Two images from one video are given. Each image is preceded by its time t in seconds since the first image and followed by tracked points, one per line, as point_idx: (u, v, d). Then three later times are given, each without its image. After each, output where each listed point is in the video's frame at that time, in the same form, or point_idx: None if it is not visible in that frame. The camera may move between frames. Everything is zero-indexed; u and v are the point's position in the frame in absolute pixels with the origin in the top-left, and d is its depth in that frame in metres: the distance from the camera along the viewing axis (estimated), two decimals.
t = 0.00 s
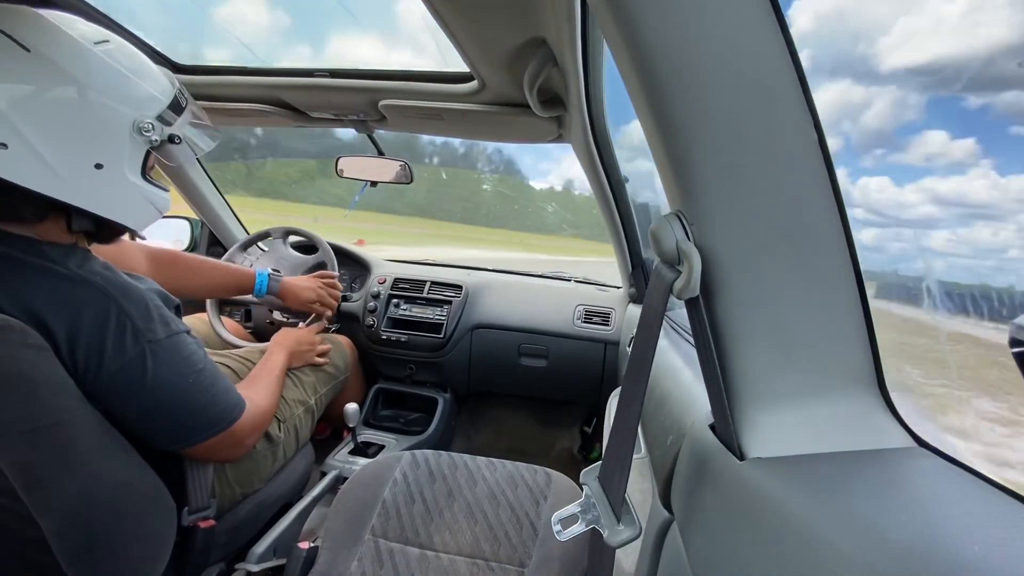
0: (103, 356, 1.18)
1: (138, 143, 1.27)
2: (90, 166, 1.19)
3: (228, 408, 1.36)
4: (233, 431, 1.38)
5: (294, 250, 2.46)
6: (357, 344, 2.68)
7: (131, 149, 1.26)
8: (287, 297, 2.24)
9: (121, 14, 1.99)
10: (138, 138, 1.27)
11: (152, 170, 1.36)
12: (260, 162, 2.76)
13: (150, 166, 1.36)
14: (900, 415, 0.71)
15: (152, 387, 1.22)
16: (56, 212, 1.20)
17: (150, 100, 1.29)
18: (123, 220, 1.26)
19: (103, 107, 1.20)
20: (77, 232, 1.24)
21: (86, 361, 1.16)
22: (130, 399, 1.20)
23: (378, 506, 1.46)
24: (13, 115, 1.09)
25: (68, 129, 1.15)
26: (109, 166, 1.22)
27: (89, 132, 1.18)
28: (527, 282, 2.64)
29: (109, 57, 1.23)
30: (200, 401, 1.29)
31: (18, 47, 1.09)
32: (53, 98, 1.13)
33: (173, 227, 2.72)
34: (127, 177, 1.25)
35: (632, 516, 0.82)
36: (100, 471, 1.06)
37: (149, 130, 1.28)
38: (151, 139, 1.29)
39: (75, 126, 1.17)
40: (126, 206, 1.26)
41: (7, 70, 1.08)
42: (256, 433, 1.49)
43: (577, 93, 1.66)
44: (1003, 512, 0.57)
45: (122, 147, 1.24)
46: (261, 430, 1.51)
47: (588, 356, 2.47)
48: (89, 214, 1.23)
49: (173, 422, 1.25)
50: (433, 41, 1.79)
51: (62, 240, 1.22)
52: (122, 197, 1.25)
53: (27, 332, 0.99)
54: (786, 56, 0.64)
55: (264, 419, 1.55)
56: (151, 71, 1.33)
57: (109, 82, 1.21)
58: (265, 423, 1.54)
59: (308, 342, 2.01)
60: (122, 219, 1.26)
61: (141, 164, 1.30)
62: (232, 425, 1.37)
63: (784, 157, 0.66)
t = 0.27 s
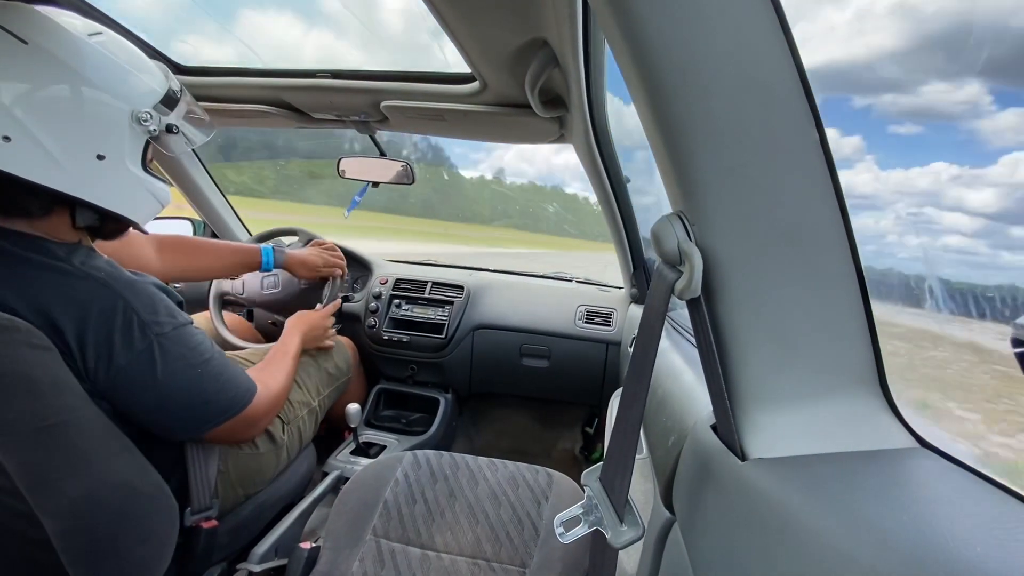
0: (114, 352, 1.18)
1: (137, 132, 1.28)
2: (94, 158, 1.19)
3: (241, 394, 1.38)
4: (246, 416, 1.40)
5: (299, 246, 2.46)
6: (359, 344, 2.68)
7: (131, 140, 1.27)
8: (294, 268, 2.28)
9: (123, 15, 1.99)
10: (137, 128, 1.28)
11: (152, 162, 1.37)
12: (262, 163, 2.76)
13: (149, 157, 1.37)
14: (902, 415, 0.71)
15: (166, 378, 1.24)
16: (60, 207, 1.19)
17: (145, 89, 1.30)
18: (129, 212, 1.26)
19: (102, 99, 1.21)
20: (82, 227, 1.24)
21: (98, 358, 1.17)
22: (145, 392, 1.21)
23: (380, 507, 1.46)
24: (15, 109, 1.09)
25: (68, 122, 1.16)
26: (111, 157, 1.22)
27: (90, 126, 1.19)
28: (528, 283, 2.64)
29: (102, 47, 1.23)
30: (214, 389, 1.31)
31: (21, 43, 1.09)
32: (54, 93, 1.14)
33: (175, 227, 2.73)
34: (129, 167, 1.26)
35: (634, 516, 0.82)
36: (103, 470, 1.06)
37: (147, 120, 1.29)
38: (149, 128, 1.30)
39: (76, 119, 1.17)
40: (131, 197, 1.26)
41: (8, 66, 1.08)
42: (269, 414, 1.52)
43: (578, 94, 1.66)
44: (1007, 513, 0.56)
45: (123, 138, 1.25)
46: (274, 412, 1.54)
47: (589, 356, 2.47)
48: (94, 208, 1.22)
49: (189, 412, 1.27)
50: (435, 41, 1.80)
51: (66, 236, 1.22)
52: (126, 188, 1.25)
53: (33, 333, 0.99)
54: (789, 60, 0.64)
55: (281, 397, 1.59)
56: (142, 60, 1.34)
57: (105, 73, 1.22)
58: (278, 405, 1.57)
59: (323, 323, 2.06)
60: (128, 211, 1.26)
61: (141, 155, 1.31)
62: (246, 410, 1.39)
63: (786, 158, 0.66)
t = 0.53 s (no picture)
0: (134, 342, 1.21)
1: (140, 129, 1.29)
2: (98, 155, 1.20)
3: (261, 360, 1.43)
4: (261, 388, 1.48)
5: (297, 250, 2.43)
6: (362, 346, 2.69)
7: (134, 136, 1.28)
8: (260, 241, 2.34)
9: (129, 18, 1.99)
10: (140, 125, 1.29)
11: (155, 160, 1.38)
12: (266, 164, 2.77)
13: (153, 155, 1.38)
14: (906, 417, 0.71)
15: (187, 358, 1.27)
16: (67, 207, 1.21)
17: (149, 88, 1.31)
18: (131, 211, 1.27)
19: (107, 98, 1.22)
20: (89, 227, 1.25)
21: (120, 356, 1.20)
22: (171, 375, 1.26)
23: (382, 508, 1.46)
24: (20, 110, 1.09)
25: (73, 121, 1.16)
26: (114, 155, 1.23)
27: (94, 125, 1.20)
28: (531, 284, 2.64)
29: (105, 46, 1.24)
30: (235, 360, 1.36)
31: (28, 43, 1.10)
32: (60, 94, 1.14)
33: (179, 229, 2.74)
34: (131, 164, 1.27)
35: (639, 519, 0.81)
36: (107, 470, 1.07)
37: (150, 117, 1.30)
38: (151, 125, 1.31)
39: (81, 118, 1.17)
40: (135, 195, 1.27)
41: (13, 65, 1.09)
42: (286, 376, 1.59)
43: (582, 95, 1.66)
44: (1012, 515, 0.56)
45: (125, 135, 1.26)
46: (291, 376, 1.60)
47: (592, 358, 2.47)
48: (102, 207, 1.23)
49: (218, 387, 1.32)
50: (439, 43, 1.80)
51: (70, 236, 1.23)
52: (129, 185, 1.26)
53: (40, 333, 0.98)
54: (793, 62, 0.64)
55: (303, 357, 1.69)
56: (146, 59, 1.35)
57: (109, 71, 1.23)
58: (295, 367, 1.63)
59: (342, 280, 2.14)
60: (130, 209, 1.27)
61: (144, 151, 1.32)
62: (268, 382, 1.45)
63: (789, 158, 0.65)
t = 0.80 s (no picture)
0: (156, 322, 1.30)
1: (128, 125, 1.33)
2: (83, 151, 1.24)
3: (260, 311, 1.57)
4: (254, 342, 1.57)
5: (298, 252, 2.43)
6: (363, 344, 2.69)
7: (121, 132, 1.32)
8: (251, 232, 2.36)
9: (131, 17, 2.00)
10: (127, 120, 1.32)
11: (145, 156, 1.42)
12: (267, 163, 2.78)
13: (144, 152, 1.42)
14: (906, 416, 0.71)
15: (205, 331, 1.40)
16: (64, 203, 1.23)
17: (139, 85, 1.34)
18: (116, 207, 1.32)
19: (93, 96, 1.25)
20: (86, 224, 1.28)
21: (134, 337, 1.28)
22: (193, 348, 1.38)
23: (382, 506, 1.46)
24: (9, 105, 1.13)
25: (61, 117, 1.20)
26: (99, 151, 1.27)
27: (81, 121, 1.24)
28: (532, 283, 2.65)
29: (98, 44, 1.28)
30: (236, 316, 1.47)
31: (20, 45, 1.14)
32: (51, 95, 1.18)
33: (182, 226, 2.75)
34: (117, 160, 1.31)
35: (642, 518, 0.81)
36: (111, 468, 1.07)
37: (137, 113, 1.33)
38: (139, 121, 1.35)
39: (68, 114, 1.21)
40: (119, 191, 1.31)
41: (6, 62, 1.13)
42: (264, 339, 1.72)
43: (584, 95, 1.66)
44: (1010, 515, 0.56)
45: (111, 132, 1.29)
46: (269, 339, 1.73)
47: (592, 357, 2.47)
48: (95, 205, 1.27)
49: (223, 349, 1.45)
50: (441, 42, 1.80)
51: (72, 231, 1.25)
52: (115, 180, 1.30)
53: (45, 331, 0.97)
54: (796, 61, 0.64)
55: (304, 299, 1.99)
56: (143, 57, 1.38)
57: (97, 69, 1.26)
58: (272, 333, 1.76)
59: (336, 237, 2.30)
60: (115, 204, 1.31)
61: (133, 147, 1.36)
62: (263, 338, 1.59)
63: (791, 157, 0.66)
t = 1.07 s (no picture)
0: (150, 317, 1.30)
1: (109, 116, 1.32)
2: (63, 144, 1.23)
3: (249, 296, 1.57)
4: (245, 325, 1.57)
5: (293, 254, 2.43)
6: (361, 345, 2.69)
7: (102, 124, 1.31)
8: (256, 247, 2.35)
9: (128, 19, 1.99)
10: (107, 111, 1.32)
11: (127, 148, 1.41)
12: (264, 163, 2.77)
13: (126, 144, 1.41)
14: (902, 416, 0.71)
15: (197, 324, 1.39)
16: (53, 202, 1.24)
17: (118, 76, 1.34)
18: (100, 200, 1.31)
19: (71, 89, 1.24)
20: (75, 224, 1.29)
21: (130, 333, 1.28)
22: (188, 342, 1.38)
23: (379, 507, 1.46)
24: None
25: (42, 110, 1.19)
26: (80, 144, 1.26)
27: (62, 115, 1.23)
28: (529, 283, 2.65)
29: (77, 37, 1.27)
30: (229, 303, 1.47)
31: (4, 43, 1.14)
32: (35, 92, 1.18)
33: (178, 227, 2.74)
34: (99, 153, 1.30)
35: (641, 518, 0.82)
36: (106, 471, 1.06)
37: (116, 103, 1.33)
38: (120, 112, 1.34)
39: (48, 107, 1.20)
40: (103, 185, 1.31)
41: None
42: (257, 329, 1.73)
43: (581, 95, 1.66)
44: (1005, 514, 0.57)
45: (92, 125, 1.28)
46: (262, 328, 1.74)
47: (590, 357, 2.47)
48: (84, 203, 1.29)
49: (219, 339, 1.45)
50: (438, 43, 1.80)
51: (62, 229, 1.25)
52: (97, 174, 1.29)
53: (38, 333, 0.97)
54: (791, 62, 0.64)
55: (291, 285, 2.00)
56: (122, 49, 1.38)
57: (76, 61, 1.26)
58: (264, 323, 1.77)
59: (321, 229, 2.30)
60: (99, 198, 1.30)
61: (115, 140, 1.35)
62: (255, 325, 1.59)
63: (786, 157, 0.66)
